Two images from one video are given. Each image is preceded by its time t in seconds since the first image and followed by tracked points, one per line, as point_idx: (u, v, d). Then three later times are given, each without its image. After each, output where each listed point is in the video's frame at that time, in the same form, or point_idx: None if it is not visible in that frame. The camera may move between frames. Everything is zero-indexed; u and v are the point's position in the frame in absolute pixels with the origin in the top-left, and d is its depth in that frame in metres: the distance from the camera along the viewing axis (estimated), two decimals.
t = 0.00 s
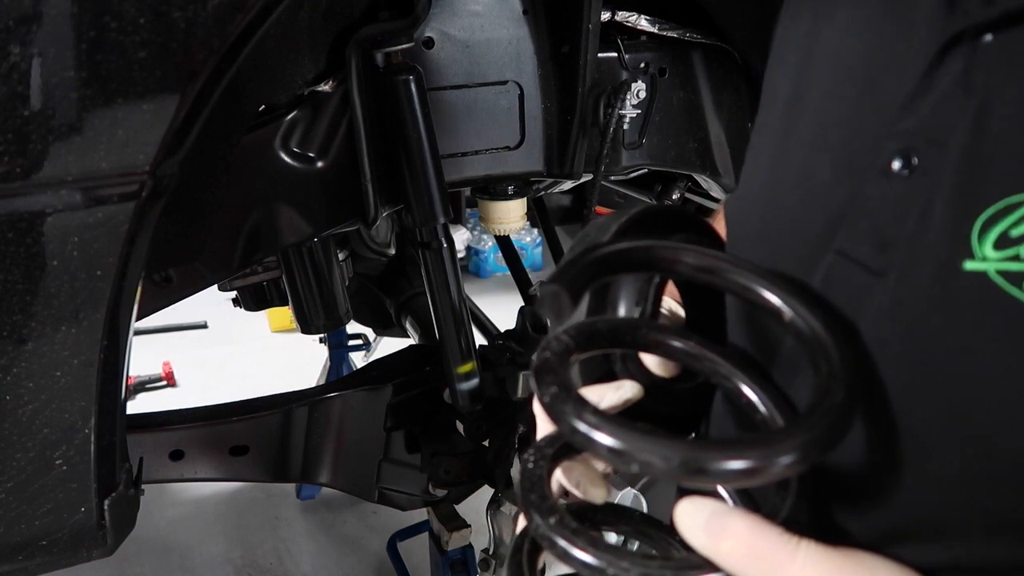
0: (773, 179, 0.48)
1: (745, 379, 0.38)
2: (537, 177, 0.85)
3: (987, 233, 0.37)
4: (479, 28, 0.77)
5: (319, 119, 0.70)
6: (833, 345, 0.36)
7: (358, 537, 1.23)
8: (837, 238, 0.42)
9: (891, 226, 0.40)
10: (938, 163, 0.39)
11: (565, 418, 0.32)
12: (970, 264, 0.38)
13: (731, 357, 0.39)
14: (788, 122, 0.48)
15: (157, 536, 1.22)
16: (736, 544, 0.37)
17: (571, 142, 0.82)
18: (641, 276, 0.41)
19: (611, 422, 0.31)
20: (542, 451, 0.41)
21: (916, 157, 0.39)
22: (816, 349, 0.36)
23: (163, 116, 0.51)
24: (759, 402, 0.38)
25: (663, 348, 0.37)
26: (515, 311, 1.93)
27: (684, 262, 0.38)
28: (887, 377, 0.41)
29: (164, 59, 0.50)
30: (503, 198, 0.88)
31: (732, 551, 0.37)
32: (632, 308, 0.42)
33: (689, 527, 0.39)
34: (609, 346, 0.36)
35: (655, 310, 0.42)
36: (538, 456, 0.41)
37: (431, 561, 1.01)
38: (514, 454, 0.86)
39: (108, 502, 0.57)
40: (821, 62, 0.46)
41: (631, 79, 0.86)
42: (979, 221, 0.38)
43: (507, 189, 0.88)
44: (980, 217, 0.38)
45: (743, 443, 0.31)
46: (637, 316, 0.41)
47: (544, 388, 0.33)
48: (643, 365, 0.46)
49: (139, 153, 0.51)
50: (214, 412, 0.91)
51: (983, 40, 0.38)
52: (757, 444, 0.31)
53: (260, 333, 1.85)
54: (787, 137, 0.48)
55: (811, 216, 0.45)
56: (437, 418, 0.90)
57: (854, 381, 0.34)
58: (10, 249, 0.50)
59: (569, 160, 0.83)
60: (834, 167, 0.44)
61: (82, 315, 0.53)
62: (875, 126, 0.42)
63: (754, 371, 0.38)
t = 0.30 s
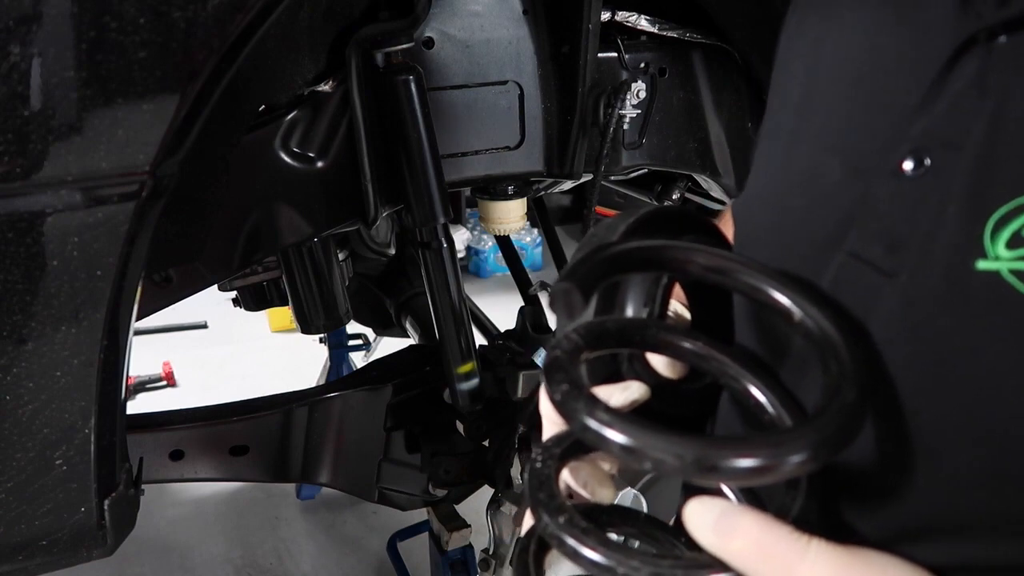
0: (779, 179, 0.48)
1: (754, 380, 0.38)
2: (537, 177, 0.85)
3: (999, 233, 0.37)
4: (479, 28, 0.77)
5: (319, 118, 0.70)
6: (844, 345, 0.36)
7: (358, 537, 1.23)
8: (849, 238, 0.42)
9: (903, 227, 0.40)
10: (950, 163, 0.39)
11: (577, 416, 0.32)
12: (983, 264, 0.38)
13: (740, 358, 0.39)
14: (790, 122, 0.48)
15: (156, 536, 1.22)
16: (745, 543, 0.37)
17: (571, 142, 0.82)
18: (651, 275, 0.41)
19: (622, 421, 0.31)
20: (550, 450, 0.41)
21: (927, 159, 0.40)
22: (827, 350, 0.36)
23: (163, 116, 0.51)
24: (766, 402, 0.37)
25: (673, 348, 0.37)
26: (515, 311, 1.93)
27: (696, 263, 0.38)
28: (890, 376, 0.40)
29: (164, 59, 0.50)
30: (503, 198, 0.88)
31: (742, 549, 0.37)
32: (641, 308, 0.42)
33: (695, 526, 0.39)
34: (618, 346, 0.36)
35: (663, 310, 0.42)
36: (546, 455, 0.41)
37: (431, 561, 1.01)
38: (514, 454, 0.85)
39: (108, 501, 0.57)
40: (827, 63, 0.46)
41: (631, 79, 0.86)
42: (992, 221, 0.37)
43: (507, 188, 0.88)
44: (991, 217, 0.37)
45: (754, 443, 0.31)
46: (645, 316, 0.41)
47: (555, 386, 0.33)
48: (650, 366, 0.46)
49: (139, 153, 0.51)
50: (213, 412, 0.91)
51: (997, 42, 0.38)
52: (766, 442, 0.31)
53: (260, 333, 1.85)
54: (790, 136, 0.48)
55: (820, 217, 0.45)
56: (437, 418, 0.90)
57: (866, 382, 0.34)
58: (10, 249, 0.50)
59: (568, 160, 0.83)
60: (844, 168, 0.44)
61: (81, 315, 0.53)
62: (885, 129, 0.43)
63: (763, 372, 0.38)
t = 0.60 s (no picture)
0: (782, 178, 0.48)
1: (767, 390, 0.38)
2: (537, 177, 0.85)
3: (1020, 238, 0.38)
4: (479, 28, 0.77)
5: (319, 119, 0.70)
6: (862, 355, 0.36)
7: (358, 537, 1.23)
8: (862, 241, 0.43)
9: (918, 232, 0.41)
10: (965, 168, 0.39)
11: (591, 426, 0.32)
12: (1003, 269, 0.38)
13: (751, 366, 0.38)
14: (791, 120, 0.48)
15: (156, 537, 1.22)
16: (761, 555, 0.37)
17: (571, 142, 0.82)
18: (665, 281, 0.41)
19: (631, 428, 0.31)
20: (557, 459, 0.41)
21: (941, 163, 0.40)
22: (844, 359, 0.36)
23: (163, 116, 0.51)
24: (779, 412, 0.38)
25: (684, 355, 0.37)
26: (515, 311, 1.93)
27: (710, 269, 0.38)
28: (898, 379, 0.41)
29: (164, 59, 0.50)
30: (504, 198, 0.88)
31: (757, 560, 0.37)
32: (649, 314, 0.42)
33: (710, 537, 0.39)
34: (628, 352, 0.36)
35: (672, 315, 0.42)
36: (554, 465, 0.40)
37: (431, 561, 1.01)
38: (514, 454, 0.85)
39: (108, 502, 0.57)
40: (833, 67, 0.46)
41: (631, 79, 0.86)
42: (1011, 225, 0.38)
43: (507, 188, 0.88)
44: (1011, 222, 0.38)
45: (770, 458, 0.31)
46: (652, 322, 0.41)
47: (569, 396, 0.33)
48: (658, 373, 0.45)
49: (139, 153, 0.51)
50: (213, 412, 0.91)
51: (1011, 44, 0.38)
52: (784, 455, 0.31)
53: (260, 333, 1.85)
54: (794, 137, 0.47)
55: (829, 222, 0.45)
56: (437, 418, 0.90)
57: (884, 392, 0.35)
58: (10, 249, 0.50)
59: (568, 160, 0.83)
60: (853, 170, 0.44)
61: (81, 315, 0.53)
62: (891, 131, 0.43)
63: (774, 379, 0.39)
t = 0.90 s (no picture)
0: (820, 200, 0.55)
1: (762, 406, 0.35)
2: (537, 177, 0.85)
3: None
4: (479, 28, 0.77)
5: (319, 119, 0.70)
6: (852, 373, 0.35)
7: (358, 536, 1.23)
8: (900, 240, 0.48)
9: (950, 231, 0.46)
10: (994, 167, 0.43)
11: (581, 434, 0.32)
12: None
13: (747, 384, 0.36)
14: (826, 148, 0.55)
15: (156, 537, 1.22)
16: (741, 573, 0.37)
17: (571, 142, 0.82)
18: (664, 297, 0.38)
19: (617, 451, 0.30)
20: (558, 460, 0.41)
21: (974, 166, 0.44)
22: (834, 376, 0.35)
23: (163, 116, 0.51)
24: (776, 432, 0.35)
25: (677, 375, 0.35)
26: (515, 311, 1.93)
27: (697, 287, 0.37)
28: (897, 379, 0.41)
29: (164, 59, 0.50)
30: (504, 198, 0.88)
31: None
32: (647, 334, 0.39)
33: (690, 560, 0.39)
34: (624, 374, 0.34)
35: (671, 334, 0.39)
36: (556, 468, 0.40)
37: (431, 561, 1.01)
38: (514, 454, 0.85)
39: (108, 501, 0.57)
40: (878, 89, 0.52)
41: (631, 79, 0.86)
42: None
43: (507, 188, 0.88)
44: None
45: (765, 480, 0.30)
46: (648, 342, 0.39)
47: (555, 414, 0.32)
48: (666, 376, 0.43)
49: (139, 153, 0.51)
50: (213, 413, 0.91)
51: None
52: (777, 478, 0.30)
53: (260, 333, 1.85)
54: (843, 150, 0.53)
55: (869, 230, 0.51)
56: (438, 419, 0.90)
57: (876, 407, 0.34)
58: (10, 249, 0.50)
59: (568, 160, 0.83)
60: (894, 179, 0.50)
61: (81, 315, 0.53)
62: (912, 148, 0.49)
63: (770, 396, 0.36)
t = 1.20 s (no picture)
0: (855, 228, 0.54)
1: (819, 491, 0.32)
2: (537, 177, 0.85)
3: None
4: (479, 28, 0.77)
5: (319, 119, 0.69)
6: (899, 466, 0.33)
7: (358, 536, 1.23)
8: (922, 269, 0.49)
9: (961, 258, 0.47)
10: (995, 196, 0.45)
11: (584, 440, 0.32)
12: None
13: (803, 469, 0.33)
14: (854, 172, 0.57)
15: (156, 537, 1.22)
16: None
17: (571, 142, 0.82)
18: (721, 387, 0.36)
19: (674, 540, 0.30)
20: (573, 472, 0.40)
21: (979, 193, 0.46)
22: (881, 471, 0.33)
23: (163, 116, 0.51)
24: (833, 522, 0.32)
25: (733, 462, 0.32)
26: (515, 311, 1.93)
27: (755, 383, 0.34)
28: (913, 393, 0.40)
29: (164, 59, 0.50)
30: (504, 198, 0.88)
31: None
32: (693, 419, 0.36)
33: None
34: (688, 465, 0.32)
35: (719, 420, 0.36)
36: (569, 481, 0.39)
37: (432, 561, 1.01)
38: (514, 454, 0.84)
39: (108, 502, 0.57)
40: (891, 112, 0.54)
41: (631, 79, 0.86)
42: None
43: (508, 188, 0.88)
44: None
45: None
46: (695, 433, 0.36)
47: (620, 505, 0.31)
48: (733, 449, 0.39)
49: (139, 153, 0.51)
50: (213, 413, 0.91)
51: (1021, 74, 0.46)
52: None
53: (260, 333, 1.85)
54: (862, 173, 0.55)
55: (886, 253, 0.51)
56: (438, 419, 0.92)
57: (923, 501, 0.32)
58: (10, 249, 0.50)
59: (568, 160, 0.83)
60: (908, 203, 0.50)
61: (81, 315, 0.53)
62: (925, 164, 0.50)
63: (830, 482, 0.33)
